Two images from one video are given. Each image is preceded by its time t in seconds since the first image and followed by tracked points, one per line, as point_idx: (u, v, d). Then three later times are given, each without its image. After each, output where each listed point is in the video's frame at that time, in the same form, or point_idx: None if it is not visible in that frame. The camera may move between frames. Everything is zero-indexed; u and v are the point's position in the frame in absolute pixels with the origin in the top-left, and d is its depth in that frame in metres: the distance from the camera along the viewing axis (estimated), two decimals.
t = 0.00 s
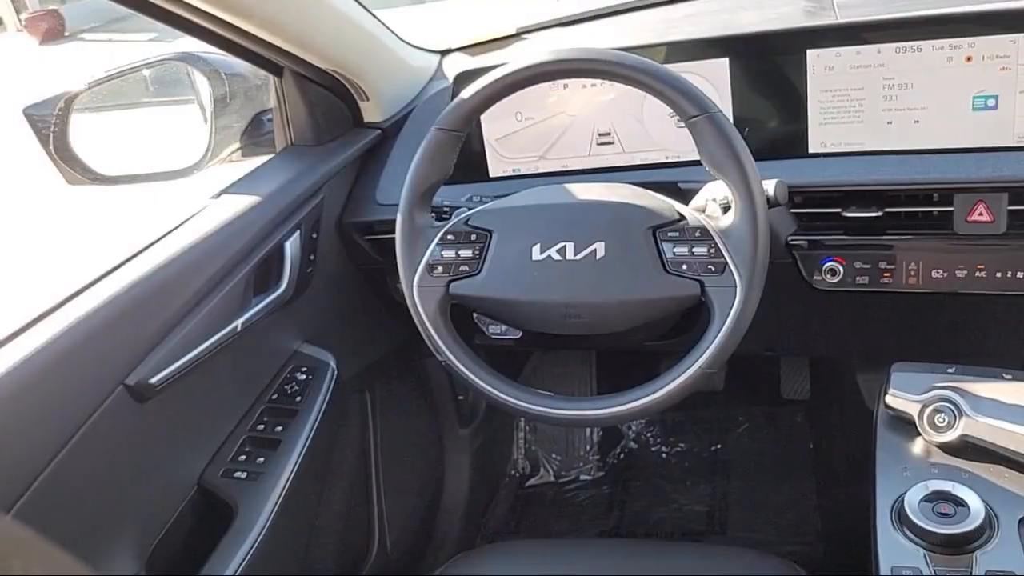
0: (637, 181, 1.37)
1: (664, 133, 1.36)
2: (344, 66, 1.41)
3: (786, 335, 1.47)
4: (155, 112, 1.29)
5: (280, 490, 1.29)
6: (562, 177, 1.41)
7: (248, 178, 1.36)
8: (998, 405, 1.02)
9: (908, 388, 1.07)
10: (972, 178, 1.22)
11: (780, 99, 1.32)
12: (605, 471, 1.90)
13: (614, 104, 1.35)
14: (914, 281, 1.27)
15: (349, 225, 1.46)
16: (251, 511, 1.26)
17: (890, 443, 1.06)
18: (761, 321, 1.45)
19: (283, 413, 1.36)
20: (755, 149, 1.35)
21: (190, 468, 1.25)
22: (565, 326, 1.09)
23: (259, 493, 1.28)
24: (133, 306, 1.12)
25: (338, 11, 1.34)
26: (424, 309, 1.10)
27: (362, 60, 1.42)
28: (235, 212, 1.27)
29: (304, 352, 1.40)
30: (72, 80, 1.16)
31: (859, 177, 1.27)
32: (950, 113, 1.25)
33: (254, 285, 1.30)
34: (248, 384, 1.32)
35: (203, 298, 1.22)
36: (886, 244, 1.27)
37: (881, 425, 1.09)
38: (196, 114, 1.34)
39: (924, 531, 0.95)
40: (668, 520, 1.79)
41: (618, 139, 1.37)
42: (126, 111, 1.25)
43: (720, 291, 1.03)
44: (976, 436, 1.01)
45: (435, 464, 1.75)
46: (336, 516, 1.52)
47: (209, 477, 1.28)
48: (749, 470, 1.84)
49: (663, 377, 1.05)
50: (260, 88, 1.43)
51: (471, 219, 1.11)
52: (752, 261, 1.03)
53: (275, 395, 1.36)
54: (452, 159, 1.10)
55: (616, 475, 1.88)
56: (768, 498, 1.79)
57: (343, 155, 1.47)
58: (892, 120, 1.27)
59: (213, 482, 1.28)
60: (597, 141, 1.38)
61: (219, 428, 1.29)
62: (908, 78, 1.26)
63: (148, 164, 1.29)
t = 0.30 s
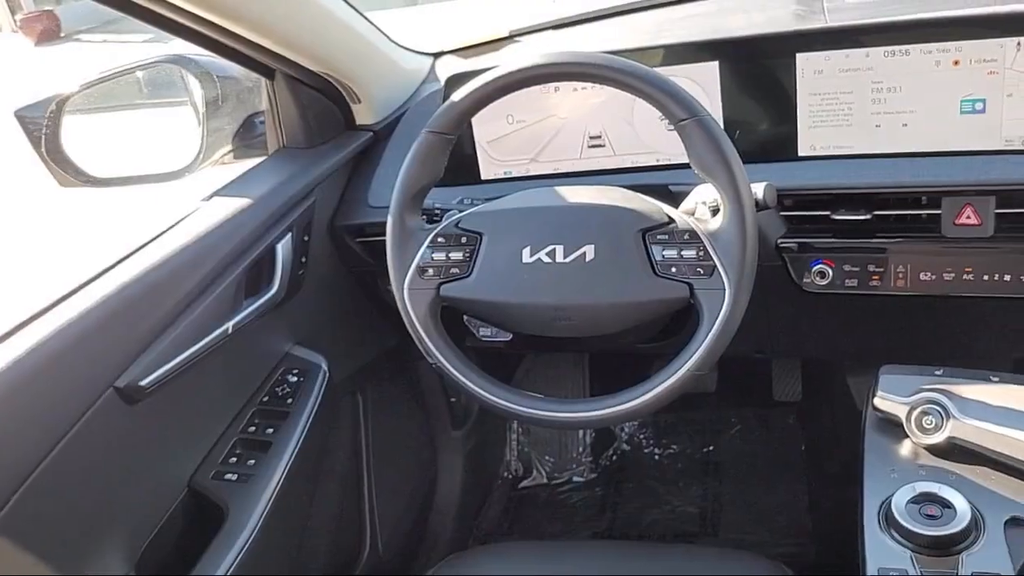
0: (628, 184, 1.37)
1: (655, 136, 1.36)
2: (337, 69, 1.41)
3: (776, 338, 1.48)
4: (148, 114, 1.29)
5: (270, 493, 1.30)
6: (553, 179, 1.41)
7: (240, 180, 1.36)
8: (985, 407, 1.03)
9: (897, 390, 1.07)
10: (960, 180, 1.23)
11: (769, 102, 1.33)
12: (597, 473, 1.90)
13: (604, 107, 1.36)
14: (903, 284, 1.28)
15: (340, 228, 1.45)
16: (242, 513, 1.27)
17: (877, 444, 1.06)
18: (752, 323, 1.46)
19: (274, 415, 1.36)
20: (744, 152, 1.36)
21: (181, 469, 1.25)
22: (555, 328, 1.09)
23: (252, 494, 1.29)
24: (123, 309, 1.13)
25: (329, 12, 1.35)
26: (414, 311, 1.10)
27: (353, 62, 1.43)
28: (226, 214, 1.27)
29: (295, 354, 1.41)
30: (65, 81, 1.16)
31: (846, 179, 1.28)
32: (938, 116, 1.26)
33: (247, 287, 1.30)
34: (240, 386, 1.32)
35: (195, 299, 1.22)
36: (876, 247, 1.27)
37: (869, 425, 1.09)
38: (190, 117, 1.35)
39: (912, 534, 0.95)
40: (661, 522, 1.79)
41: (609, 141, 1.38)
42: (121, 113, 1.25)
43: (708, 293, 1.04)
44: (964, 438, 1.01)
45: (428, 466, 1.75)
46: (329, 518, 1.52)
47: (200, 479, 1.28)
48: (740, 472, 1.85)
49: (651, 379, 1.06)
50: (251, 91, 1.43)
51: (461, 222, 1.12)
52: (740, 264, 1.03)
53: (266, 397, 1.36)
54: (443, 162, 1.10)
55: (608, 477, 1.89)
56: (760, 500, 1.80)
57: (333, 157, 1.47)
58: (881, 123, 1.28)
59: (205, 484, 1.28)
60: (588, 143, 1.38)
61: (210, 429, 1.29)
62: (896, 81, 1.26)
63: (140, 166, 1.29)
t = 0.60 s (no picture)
0: (604, 186, 1.37)
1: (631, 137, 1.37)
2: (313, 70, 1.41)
3: (752, 340, 1.49)
4: (123, 113, 1.29)
5: (245, 493, 1.29)
6: (529, 181, 1.42)
7: (216, 180, 1.36)
8: (952, 408, 1.06)
9: (867, 390, 1.09)
10: (931, 183, 1.24)
11: (744, 105, 1.34)
12: (575, 475, 1.91)
13: (580, 109, 1.37)
14: (875, 286, 1.29)
15: (316, 228, 1.45)
16: (216, 514, 1.26)
17: (848, 445, 1.08)
18: (727, 325, 1.47)
19: (250, 416, 1.35)
20: (720, 154, 1.37)
21: (155, 470, 1.25)
22: (530, 330, 1.09)
23: (226, 496, 1.28)
24: (95, 309, 1.12)
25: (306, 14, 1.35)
26: (389, 313, 1.10)
27: (331, 63, 1.42)
28: (201, 215, 1.26)
29: (272, 355, 1.41)
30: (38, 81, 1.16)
31: (819, 182, 1.29)
32: (908, 119, 1.28)
33: (223, 287, 1.30)
34: (216, 388, 1.32)
35: (170, 299, 1.21)
36: (849, 248, 1.28)
37: (839, 426, 1.10)
38: (166, 115, 1.35)
39: (880, 533, 0.96)
40: (638, 523, 1.80)
41: (585, 143, 1.38)
42: (96, 112, 1.25)
43: (681, 295, 1.05)
44: (933, 438, 1.03)
45: (406, 468, 1.75)
46: (306, 519, 1.52)
47: (174, 480, 1.28)
48: (717, 473, 1.86)
49: (624, 381, 1.06)
50: (225, 92, 1.43)
51: (436, 223, 1.12)
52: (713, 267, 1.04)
53: (241, 399, 1.36)
54: (418, 162, 1.10)
55: (587, 478, 1.89)
56: (737, 501, 1.81)
57: (309, 156, 1.47)
58: (853, 126, 1.29)
59: (179, 485, 1.28)
60: (564, 145, 1.39)
61: (186, 430, 1.29)
62: (867, 85, 1.28)
63: (116, 166, 1.28)
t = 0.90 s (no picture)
0: (569, 186, 1.37)
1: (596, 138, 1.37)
2: (277, 68, 1.40)
3: (717, 339, 1.49)
4: (85, 111, 1.27)
5: (206, 496, 1.28)
6: (494, 181, 1.41)
7: (177, 179, 1.35)
8: (911, 407, 1.07)
9: (828, 390, 1.10)
10: (891, 184, 1.26)
11: (709, 106, 1.34)
12: (543, 475, 1.91)
13: (545, 108, 1.37)
14: (836, 286, 1.30)
15: (280, 228, 1.45)
16: (175, 517, 1.25)
17: (808, 444, 1.08)
18: (693, 325, 1.47)
19: (212, 418, 1.34)
20: (684, 155, 1.37)
21: (115, 472, 1.24)
22: (493, 330, 1.09)
23: (187, 498, 1.27)
24: (50, 310, 1.10)
25: (271, 13, 1.33)
26: (351, 313, 1.10)
27: (295, 62, 1.41)
28: (161, 215, 1.25)
29: (235, 356, 1.40)
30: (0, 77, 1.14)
31: (782, 182, 1.29)
32: (869, 121, 1.29)
33: (184, 287, 1.29)
34: (178, 389, 1.31)
35: (130, 298, 1.20)
36: (810, 249, 1.29)
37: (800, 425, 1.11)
38: (128, 113, 1.33)
39: (838, 530, 0.97)
40: (605, 522, 1.80)
41: (550, 143, 1.38)
42: (58, 110, 1.23)
43: (643, 295, 1.05)
44: (891, 437, 1.04)
45: (373, 469, 1.75)
46: (270, 521, 1.51)
47: (134, 483, 1.26)
48: (684, 472, 1.87)
49: (586, 382, 1.06)
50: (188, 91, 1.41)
51: (399, 223, 1.12)
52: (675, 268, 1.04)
53: (203, 400, 1.35)
54: (382, 162, 1.10)
55: (554, 478, 1.90)
56: (703, 500, 1.81)
57: (272, 156, 1.46)
58: (815, 127, 1.30)
59: (138, 488, 1.26)
60: (529, 145, 1.38)
61: (147, 431, 1.28)
62: (828, 86, 1.29)
63: (76, 165, 1.27)
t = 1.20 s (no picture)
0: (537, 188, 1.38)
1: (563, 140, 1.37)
2: (242, 68, 1.39)
3: (685, 341, 1.50)
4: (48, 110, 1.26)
5: (168, 501, 1.27)
6: (462, 183, 1.41)
7: (141, 180, 1.33)
8: (872, 408, 1.08)
9: (791, 391, 1.11)
10: (854, 188, 1.27)
11: (676, 109, 1.35)
12: (513, 476, 1.91)
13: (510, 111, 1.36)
14: (799, 288, 1.31)
15: (246, 229, 1.44)
16: (138, 522, 1.24)
17: (772, 445, 1.09)
18: (660, 327, 1.48)
19: (176, 422, 1.33)
20: (651, 158, 1.38)
21: (77, 476, 1.22)
22: (459, 331, 1.10)
23: (149, 503, 1.26)
24: (11, 311, 1.09)
25: (235, 13, 1.32)
26: (317, 314, 1.10)
27: (260, 62, 1.41)
28: (125, 216, 1.24)
29: (200, 359, 1.39)
30: None
31: (747, 185, 1.31)
32: (832, 125, 1.30)
33: (147, 290, 1.28)
34: (141, 392, 1.30)
35: (93, 301, 1.19)
36: (775, 252, 1.31)
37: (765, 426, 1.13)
38: (92, 113, 1.32)
39: (799, 531, 0.98)
40: (574, 523, 1.81)
41: (517, 146, 1.38)
42: (21, 109, 1.22)
43: (608, 298, 1.06)
44: (852, 438, 1.05)
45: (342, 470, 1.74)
46: (236, 524, 1.50)
47: (95, 487, 1.25)
48: (653, 473, 1.88)
49: (552, 384, 1.07)
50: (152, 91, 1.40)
51: (365, 226, 1.11)
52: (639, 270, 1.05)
53: (166, 404, 1.34)
54: (348, 163, 1.10)
55: (524, 479, 1.90)
56: (670, 501, 1.82)
57: (238, 157, 1.45)
58: (779, 131, 1.31)
59: (100, 492, 1.25)
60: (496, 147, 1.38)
61: (109, 435, 1.26)
62: (792, 91, 1.30)
63: (40, 165, 1.25)
